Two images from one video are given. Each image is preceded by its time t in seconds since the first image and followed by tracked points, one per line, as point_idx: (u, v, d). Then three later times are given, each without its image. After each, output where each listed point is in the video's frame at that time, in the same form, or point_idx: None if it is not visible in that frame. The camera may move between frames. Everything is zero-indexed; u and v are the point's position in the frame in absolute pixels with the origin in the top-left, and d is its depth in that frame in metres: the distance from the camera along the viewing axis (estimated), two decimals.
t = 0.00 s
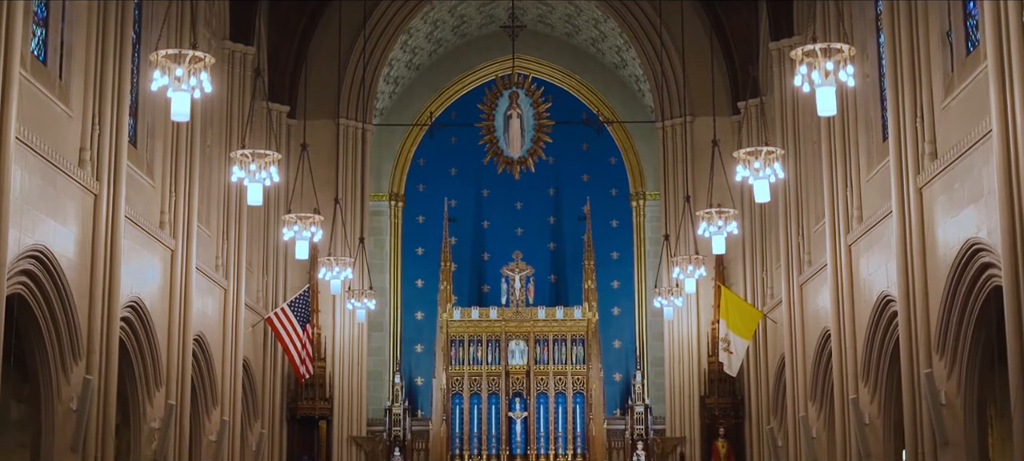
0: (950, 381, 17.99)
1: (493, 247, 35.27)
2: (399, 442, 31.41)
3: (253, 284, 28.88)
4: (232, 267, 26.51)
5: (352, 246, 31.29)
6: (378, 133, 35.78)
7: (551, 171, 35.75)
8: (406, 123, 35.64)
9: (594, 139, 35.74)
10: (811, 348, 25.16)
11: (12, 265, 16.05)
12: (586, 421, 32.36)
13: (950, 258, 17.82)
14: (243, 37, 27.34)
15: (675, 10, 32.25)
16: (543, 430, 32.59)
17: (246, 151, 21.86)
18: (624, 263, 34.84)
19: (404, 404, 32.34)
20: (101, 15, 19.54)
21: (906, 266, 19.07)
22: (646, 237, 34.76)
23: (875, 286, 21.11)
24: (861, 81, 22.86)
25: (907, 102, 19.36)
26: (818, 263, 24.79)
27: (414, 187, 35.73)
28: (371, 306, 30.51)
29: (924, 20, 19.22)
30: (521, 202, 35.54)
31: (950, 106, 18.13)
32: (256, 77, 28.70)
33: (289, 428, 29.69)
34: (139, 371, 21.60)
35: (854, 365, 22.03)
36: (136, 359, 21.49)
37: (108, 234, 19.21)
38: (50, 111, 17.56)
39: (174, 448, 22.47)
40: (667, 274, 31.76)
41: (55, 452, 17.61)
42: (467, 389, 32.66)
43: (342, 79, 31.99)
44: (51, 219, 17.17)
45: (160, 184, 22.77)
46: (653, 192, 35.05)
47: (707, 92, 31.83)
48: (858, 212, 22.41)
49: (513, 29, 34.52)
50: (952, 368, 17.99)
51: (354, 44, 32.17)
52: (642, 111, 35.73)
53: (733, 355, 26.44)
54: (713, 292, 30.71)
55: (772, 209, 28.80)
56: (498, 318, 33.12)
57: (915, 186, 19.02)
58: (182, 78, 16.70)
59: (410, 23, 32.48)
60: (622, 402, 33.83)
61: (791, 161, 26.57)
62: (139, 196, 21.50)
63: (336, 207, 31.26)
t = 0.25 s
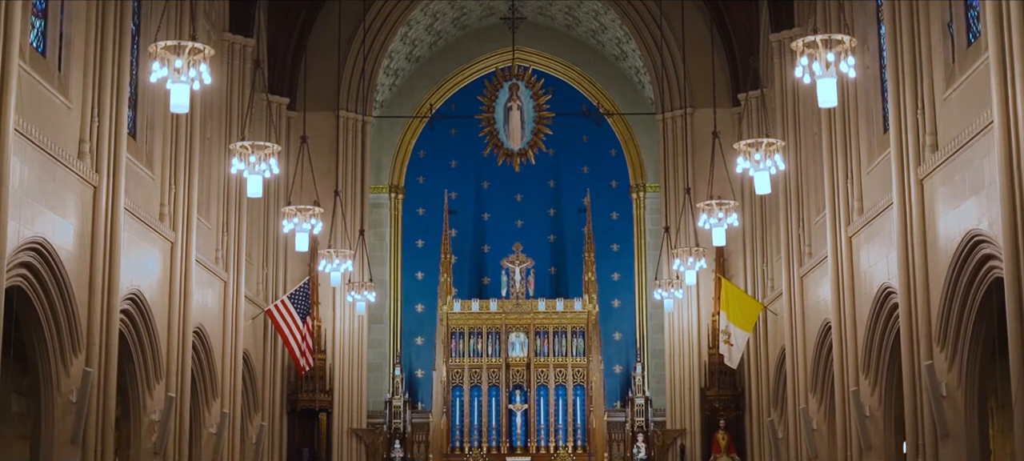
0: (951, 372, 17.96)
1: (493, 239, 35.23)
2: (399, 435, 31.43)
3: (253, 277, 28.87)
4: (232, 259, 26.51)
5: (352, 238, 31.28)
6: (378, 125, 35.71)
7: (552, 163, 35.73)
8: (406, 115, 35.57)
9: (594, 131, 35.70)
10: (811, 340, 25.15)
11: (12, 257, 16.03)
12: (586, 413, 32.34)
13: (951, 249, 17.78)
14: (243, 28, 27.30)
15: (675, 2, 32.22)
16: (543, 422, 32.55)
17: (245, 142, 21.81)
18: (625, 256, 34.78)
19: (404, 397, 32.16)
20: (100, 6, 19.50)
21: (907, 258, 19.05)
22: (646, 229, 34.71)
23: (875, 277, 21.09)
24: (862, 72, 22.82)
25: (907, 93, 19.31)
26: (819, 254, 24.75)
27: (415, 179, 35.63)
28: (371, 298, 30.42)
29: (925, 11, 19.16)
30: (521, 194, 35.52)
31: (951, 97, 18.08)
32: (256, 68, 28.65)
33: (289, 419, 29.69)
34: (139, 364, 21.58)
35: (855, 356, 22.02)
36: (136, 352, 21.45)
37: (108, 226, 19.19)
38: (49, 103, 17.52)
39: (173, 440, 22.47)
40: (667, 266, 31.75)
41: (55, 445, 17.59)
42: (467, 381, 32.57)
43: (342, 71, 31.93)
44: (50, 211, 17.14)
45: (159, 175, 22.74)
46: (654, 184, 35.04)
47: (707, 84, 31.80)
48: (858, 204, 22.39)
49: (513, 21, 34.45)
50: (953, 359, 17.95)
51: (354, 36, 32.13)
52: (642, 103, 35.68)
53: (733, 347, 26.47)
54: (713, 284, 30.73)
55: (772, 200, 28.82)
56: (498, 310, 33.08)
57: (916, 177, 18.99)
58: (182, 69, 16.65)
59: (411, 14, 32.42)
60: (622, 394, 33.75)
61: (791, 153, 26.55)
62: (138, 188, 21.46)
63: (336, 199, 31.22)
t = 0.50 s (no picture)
0: (952, 364, 17.94)
1: (493, 231, 35.17)
2: (399, 427, 31.48)
3: (253, 269, 28.85)
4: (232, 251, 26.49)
5: (351, 230, 31.26)
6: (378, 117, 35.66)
7: (552, 155, 35.68)
8: (406, 107, 35.52)
9: (594, 123, 35.65)
10: (812, 332, 25.14)
11: (11, 249, 16.01)
12: (587, 405, 32.33)
13: (952, 241, 17.76)
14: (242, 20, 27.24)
15: None
16: (544, 414, 32.53)
17: (245, 134, 21.77)
18: (625, 248, 34.73)
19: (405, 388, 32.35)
20: None
21: (907, 249, 19.04)
22: (646, 221, 34.70)
23: (876, 269, 21.08)
24: (863, 63, 22.79)
25: (908, 84, 19.27)
26: (819, 246, 24.71)
27: (415, 171, 35.56)
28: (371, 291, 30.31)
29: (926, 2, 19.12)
30: (521, 186, 35.47)
31: (952, 89, 18.04)
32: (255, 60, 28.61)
33: (289, 412, 29.68)
34: (139, 357, 21.55)
35: (855, 348, 22.01)
36: (136, 345, 21.42)
37: (107, 219, 19.16)
38: (48, 95, 17.48)
39: (173, 432, 22.47)
40: (668, 258, 31.73)
41: (55, 437, 17.56)
42: (468, 374, 32.55)
43: (342, 63, 31.88)
44: (49, 203, 17.10)
45: (159, 167, 22.70)
46: (654, 176, 35.04)
47: (708, 76, 31.75)
48: (859, 195, 22.36)
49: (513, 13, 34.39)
50: (954, 351, 17.93)
51: (354, 29, 32.08)
52: (642, 95, 35.65)
53: (734, 339, 26.52)
54: (714, 277, 30.67)
55: (773, 193, 28.82)
56: (498, 302, 33.10)
57: (917, 169, 18.97)
58: (181, 61, 16.59)
59: (410, 6, 32.37)
60: (622, 386, 33.72)
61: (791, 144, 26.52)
62: (137, 180, 21.43)
63: (336, 191, 31.19)
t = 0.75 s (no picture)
0: (953, 356, 17.90)
1: (493, 223, 35.08)
2: (399, 419, 30.98)
3: (253, 261, 28.83)
4: (232, 243, 26.45)
5: (351, 222, 31.23)
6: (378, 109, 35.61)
7: (552, 147, 35.61)
8: (406, 99, 35.46)
9: (593, 115, 35.65)
10: (812, 324, 25.12)
11: (10, 242, 15.98)
12: (587, 398, 32.30)
13: (952, 232, 17.72)
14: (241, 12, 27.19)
15: None
16: (544, 407, 32.51)
17: (244, 126, 21.70)
18: (625, 240, 34.68)
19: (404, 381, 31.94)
20: None
21: (908, 241, 19.01)
22: (646, 214, 34.53)
23: (876, 261, 21.05)
24: (863, 54, 22.75)
25: (909, 75, 19.22)
26: (820, 238, 24.68)
27: (415, 163, 35.49)
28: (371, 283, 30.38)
29: None
30: (521, 179, 35.39)
31: (953, 80, 18.01)
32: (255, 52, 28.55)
33: (289, 404, 29.65)
34: (139, 349, 21.52)
35: (855, 339, 21.98)
36: (135, 337, 21.39)
37: (106, 211, 19.12)
38: (47, 86, 17.44)
39: (173, 424, 22.46)
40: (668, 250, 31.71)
41: (55, 430, 17.53)
42: (468, 366, 32.53)
43: (342, 56, 31.83)
44: (48, 196, 17.07)
45: (158, 159, 22.66)
46: (654, 168, 34.93)
47: (708, 68, 31.71)
48: (859, 187, 22.33)
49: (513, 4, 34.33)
50: (955, 343, 17.89)
51: (353, 21, 32.02)
52: (642, 87, 35.60)
53: (734, 332, 26.36)
54: (714, 269, 30.65)
55: (773, 185, 28.79)
56: (498, 294, 32.99)
57: (917, 161, 18.93)
58: (180, 53, 16.52)
59: None
60: (622, 378, 33.73)
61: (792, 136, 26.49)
62: (137, 172, 21.40)
63: (336, 184, 31.15)
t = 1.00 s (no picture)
0: (953, 348, 17.87)
1: (493, 215, 35.01)
2: (399, 412, 31.02)
3: (253, 254, 28.80)
4: (231, 236, 26.42)
5: (351, 214, 31.21)
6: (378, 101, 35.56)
7: (552, 140, 35.54)
8: (406, 91, 35.40)
9: (593, 107, 35.60)
10: (812, 316, 25.09)
11: (9, 234, 15.93)
12: (587, 390, 32.29)
13: (953, 224, 17.68)
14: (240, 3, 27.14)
15: None
16: (544, 399, 32.51)
17: (243, 118, 21.65)
18: (625, 232, 34.63)
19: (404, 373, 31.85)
20: None
21: (909, 232, 18.98)
22: (646, 206, 34.54)
23: (876, 253, 21.05)
24: (863, 46, 22.70)
25: (909, 65, 19.19)
26: (821, 230, 24.64)
27: (415, 155, 35.43)
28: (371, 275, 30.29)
29: None
30: (521, 171, 35.31)
31: (954, 71, 17.98)
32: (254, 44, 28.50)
33: (289, 396, 29.63)
34: (138, 341, 21.47)
35: (856, 331, 21.96)
36: (135, 329, 21.37)
37: (106, 202, 19.09)
38: (45, 78, 17.39)
39: (173, 416, 22.45)
40: (668, 242, 31.69)
41: (54, 424, 17.53)
42: (468, 358, 32.48)
43: (341, 48, 31.78)
44: (47, 188, 17.03)
45: (157, 152, 22.62)
46: (654, 161, 34.92)
47: (708, 60, 31.65)
48: (860, 179, 22.29)
49: None
50: (955, 335, 17.87)
51: (353, 13, 31.97)
52: (642, 79, 35.56)
53: (734, 324, 26.35)
54: (714, 261, 30.64)
55: (773, 177, 28.77)
56: (498, 286, 33.01)
57: (918, 152, 18.91)
58: (179, 44, 16.45)
59: None
60: (622, 371, 33.64)
61: (793, 127, 26.46)
62: (136, 164, 21.35)
63: (335, 176, 31.10)
